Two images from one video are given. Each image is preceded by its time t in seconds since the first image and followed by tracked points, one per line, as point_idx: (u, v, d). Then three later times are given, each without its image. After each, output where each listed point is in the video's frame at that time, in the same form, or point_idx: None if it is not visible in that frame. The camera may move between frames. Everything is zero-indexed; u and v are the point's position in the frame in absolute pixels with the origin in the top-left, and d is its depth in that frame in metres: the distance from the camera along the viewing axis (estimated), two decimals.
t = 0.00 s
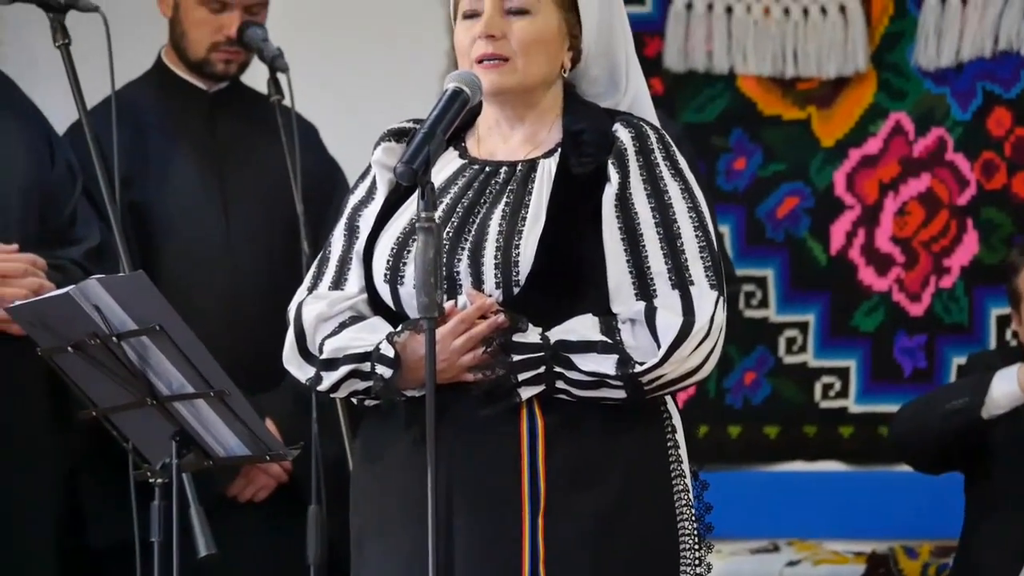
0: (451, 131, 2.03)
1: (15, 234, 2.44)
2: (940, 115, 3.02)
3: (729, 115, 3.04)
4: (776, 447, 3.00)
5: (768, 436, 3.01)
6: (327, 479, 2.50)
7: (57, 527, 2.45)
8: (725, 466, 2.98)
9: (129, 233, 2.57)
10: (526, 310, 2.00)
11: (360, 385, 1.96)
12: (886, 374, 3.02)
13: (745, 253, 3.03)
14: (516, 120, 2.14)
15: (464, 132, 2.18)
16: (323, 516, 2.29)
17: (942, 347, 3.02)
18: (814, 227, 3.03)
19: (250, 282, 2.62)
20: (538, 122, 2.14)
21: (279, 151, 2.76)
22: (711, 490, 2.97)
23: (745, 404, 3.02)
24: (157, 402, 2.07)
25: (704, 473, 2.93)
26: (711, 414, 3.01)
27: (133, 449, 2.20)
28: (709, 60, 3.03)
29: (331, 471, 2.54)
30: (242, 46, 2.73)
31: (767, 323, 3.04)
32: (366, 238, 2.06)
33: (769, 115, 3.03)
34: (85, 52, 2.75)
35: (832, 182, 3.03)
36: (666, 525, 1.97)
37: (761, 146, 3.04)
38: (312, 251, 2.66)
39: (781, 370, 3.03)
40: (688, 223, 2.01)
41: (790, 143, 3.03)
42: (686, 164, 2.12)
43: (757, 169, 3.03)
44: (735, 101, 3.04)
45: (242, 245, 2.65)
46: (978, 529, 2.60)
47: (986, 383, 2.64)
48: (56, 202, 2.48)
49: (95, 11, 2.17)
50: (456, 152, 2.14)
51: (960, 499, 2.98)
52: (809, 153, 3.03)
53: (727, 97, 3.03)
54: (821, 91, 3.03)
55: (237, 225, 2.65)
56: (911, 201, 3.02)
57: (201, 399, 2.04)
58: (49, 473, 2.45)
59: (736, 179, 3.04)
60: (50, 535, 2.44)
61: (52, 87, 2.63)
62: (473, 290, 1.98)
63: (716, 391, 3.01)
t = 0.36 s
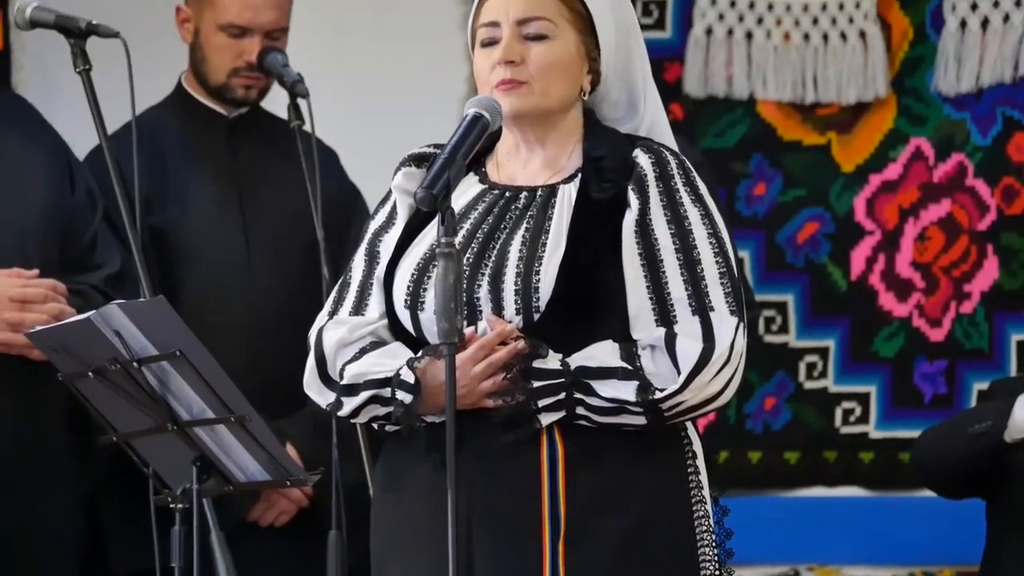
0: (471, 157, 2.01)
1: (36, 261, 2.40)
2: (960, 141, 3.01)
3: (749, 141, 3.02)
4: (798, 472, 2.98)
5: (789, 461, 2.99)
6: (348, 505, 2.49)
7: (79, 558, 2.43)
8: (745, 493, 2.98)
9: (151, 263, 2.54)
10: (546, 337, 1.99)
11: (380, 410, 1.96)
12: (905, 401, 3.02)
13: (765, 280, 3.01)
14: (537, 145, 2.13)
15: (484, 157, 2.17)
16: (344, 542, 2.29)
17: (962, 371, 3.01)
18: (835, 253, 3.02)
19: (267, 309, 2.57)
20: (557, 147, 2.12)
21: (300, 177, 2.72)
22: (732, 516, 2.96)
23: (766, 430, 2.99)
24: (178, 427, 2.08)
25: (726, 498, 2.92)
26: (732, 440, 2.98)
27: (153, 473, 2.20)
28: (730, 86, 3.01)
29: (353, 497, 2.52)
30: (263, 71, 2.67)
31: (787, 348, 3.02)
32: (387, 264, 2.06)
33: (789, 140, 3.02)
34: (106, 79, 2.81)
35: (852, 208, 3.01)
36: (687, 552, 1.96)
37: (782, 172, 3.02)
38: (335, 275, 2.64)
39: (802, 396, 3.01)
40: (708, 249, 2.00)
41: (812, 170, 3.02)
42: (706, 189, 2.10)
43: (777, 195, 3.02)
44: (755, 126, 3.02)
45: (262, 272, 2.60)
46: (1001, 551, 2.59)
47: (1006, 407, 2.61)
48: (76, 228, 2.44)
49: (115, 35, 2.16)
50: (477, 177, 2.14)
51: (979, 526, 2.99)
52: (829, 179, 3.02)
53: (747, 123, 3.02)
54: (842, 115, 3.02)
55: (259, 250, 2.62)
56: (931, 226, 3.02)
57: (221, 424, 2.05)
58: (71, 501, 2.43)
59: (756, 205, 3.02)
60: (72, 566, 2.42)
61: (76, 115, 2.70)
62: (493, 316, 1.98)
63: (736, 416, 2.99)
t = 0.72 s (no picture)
0: (493, 179, 1.98)
1: (60, 283, 2.39)
2: (984, 162, 2.90)
3: (772, 161, 2.95)
4: (818, 495, 2.89)
5: (812, 483, 2.89)
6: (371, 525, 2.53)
7: None
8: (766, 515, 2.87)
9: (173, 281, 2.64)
10: (569, 360, 1.99)
11: (403, 434, 1.96)
12: (929, 425, 2.90)
13: (788, 301, 2.92)
14: (560, 168, 2.12)
15: (507, 180, 2.17)
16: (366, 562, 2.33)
17: (986, 395, 2.90)
18: (858, 274, 2.92)
19: (291, 333, 2.66)
20: (580, 170, 2.12)
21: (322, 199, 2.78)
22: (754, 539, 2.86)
23: (788, 452, 2.91)
24: (201, 448, 2.07)
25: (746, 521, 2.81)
26: (754, 463, 2.90)
27: (176, 496, 2.20)
28: (753, 108, 2.95)
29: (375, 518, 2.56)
30: (287, 93, 2.77)
31: (810, 370, 2.93)
32: (411, 287, 2.06)
33: (811, 162, 2.94)
34: (129, 100, 2.81)
35: (875, 229, 2.92)
36: None
37: (804, 193, 2.94)
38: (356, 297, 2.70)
39: (825, 419, 2.92)
40: (731, 272, 2.00)
41: (834, 190, 2.94)
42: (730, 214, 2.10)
43: (799, 217, 2.94)
44: (778, 147, 2.94)
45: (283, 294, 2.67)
46: None
47: None
48: (99, 250, 2.45)
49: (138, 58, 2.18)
50: (500, 201, 2.14)
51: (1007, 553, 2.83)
52: (852, 200, 2.93)
53: (770, 144, 2.94)
54: (864, 136, 2.93)
55: (282, 270, 2.69)
56: (954, 248, 2.90)
57: (244, 446, 2.04)
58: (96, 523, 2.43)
59: (778, 227, 2.95)
60: None
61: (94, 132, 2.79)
62: (516, 340, 1.97)
63: (758, 440, 2.90)
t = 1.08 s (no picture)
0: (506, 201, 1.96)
1: (74, 303, 2.39)
2: (997, 183, 3.01)
3: (784, 183, 3.04)
4: (834, 515, 3.01)
5: (825, 504, 3.01)
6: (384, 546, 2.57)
7: None
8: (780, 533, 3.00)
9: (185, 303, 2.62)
10: (581, 382, 1.98)
11: (417, 454, 1.96)
12: (942, 444, 3.02)
13: (801, 321, 3.03)
14: (573, 188, 2.11)
15: (520, 201, 2.16)
16: None
17: (999, 414, 3.02)
18: (871, 295, 3.03)
19: (304, 351, 2.64)
20: (593, 191, 2.10)
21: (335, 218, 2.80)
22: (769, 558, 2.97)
23: (801, 472, 3.01)
24: (214, 468, 2.07)
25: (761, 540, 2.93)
26: (765, 482, 3.00)
27: (189, 515, 2.21)
28: (766, 127, 3.02)
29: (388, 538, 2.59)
30: (298, 114, 2.74)
31: (823, 391, 3.03)
32: (424, 306, 2.06)
33: (824, 183, 3.03)
34: (141, 117, 3.14)
35: (888, 250, 3.03)
36: None
37: (817, 215, 3.04)
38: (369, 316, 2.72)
39: (838, 438, 3.03)
40: (744, 292, 1.99)
41: (850, 213, 3.03)
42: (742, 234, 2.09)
43: (813, 238, 3.03)
44: (791, 168, 3.03)
45: (298, 313, 2.67)
46: None
47: None
48: (113, 270, 2.47)
49: (150, 77, 2.20)
50: (514, 222, 2.13)
51: None
52: (865, 222, 3.03)
53: (782, 165, 3.03)
54: (875, 158, 3.03)
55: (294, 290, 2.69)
56: (967, 268, 3.01)
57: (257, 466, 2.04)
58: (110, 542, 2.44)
59: (792, 248, 3.04)
60: None
61: (110, 154, 3.17)
62: (529, 359, 1.97)
63: (772, 459, 3.00)
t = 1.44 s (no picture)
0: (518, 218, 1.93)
1: (87, 321, 2.41)
2: (1010, 200, 3.07)
3: (799, 200, 3.07)
4: (848, 531, 3.05)
5: (838, 520, 3.05)
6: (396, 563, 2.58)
7: None
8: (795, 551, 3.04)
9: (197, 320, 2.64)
10: (594, 399, 1.97)
11: (430, 472, 1.96)
12: (954, 461, 3.07)
13: (813, 338, 3.06)
14: (587, 205, 2.10)
15: (533, 218, 2.15)
16: None
17: (1012, 431, 3.07)
18: (884, 311, 3.07)
19: (316, 367, 2.66)
20: (606, 207, 2.09)
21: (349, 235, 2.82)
22: None
23: (814, 489, 3.04)
24: (227, 485, 2.06)
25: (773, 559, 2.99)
26: (779, 498, 3.04)
27: (202, 532, 2.20)
28: (778, 144, 3.05)
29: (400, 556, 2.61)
30: (310, 131, 2.75)
31: (836, 407, 3.07)
32: (437, 324, 2.06)
33: (838, 199, 3.07)
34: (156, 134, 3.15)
35: (901, 267, 3.07)
36: None
37: (830, 231, 3.08)
38: (382, 333, 2.73)
39: (851, 454, 3.07)
40: (757, 309, 1.97)
41: (862, 230, 3.08)
42: (755, 250, 2.07)
43: (826, 254, 3.07)
44: (805, 184, 3.07)
45: (310, 330, 2.68)
46: None
47: None
48: (127, 287, 2.50)
49: (164, 95, 2.23)
50: (526, 239, 2.12)
51: None
52: (878, 239, 3.07)
53: (796, 181, 3.06)
54: (889, 174, 3.07)
55: (306, 306, 2.70)
56: (980, 285, 3.07)
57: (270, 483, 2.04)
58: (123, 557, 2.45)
59: (804, 264, 3.07)
60: None
61: (123, 172, 3.17)
62: (542, 377, 1.96)
63: (784, 476, 3.03)
